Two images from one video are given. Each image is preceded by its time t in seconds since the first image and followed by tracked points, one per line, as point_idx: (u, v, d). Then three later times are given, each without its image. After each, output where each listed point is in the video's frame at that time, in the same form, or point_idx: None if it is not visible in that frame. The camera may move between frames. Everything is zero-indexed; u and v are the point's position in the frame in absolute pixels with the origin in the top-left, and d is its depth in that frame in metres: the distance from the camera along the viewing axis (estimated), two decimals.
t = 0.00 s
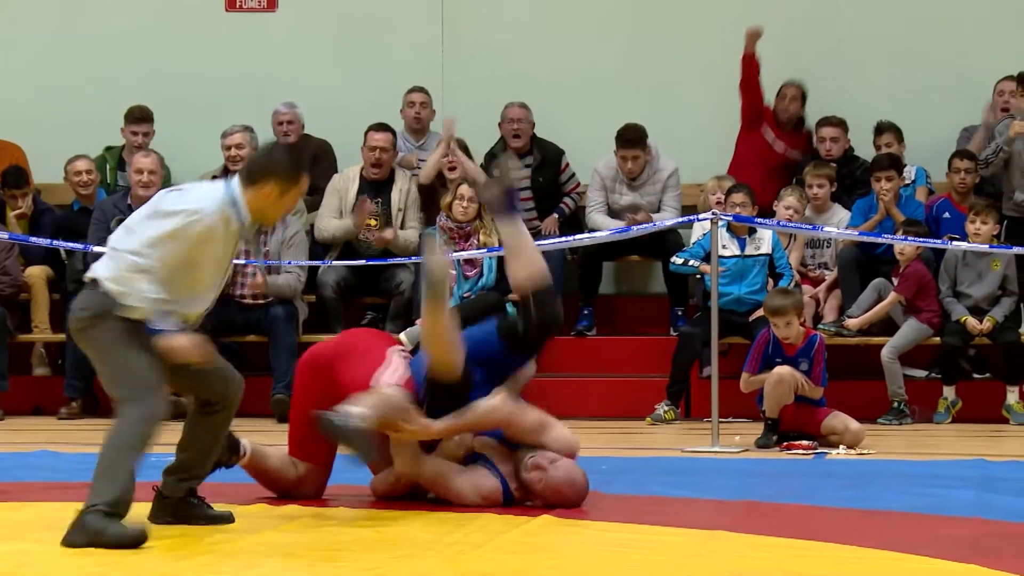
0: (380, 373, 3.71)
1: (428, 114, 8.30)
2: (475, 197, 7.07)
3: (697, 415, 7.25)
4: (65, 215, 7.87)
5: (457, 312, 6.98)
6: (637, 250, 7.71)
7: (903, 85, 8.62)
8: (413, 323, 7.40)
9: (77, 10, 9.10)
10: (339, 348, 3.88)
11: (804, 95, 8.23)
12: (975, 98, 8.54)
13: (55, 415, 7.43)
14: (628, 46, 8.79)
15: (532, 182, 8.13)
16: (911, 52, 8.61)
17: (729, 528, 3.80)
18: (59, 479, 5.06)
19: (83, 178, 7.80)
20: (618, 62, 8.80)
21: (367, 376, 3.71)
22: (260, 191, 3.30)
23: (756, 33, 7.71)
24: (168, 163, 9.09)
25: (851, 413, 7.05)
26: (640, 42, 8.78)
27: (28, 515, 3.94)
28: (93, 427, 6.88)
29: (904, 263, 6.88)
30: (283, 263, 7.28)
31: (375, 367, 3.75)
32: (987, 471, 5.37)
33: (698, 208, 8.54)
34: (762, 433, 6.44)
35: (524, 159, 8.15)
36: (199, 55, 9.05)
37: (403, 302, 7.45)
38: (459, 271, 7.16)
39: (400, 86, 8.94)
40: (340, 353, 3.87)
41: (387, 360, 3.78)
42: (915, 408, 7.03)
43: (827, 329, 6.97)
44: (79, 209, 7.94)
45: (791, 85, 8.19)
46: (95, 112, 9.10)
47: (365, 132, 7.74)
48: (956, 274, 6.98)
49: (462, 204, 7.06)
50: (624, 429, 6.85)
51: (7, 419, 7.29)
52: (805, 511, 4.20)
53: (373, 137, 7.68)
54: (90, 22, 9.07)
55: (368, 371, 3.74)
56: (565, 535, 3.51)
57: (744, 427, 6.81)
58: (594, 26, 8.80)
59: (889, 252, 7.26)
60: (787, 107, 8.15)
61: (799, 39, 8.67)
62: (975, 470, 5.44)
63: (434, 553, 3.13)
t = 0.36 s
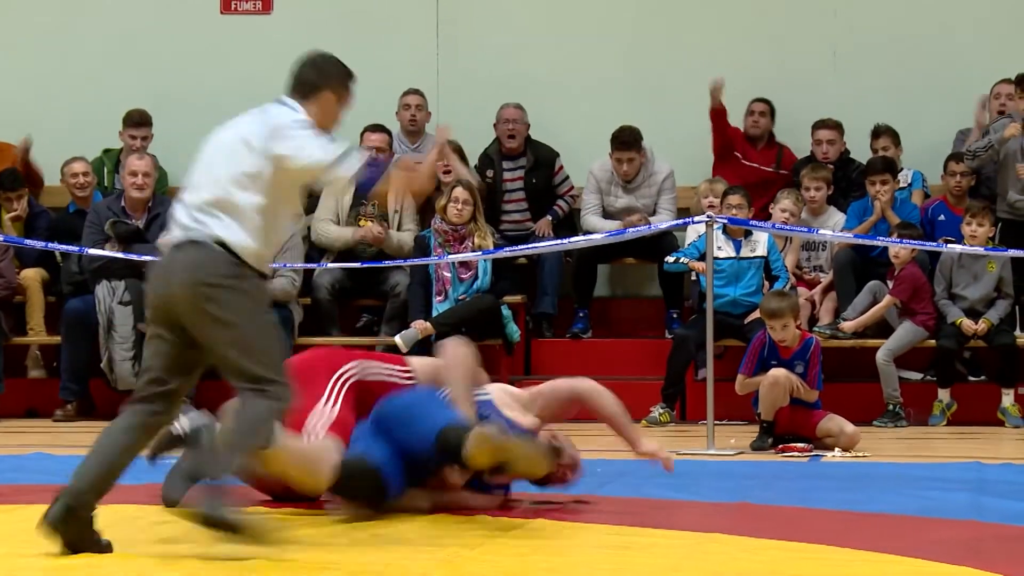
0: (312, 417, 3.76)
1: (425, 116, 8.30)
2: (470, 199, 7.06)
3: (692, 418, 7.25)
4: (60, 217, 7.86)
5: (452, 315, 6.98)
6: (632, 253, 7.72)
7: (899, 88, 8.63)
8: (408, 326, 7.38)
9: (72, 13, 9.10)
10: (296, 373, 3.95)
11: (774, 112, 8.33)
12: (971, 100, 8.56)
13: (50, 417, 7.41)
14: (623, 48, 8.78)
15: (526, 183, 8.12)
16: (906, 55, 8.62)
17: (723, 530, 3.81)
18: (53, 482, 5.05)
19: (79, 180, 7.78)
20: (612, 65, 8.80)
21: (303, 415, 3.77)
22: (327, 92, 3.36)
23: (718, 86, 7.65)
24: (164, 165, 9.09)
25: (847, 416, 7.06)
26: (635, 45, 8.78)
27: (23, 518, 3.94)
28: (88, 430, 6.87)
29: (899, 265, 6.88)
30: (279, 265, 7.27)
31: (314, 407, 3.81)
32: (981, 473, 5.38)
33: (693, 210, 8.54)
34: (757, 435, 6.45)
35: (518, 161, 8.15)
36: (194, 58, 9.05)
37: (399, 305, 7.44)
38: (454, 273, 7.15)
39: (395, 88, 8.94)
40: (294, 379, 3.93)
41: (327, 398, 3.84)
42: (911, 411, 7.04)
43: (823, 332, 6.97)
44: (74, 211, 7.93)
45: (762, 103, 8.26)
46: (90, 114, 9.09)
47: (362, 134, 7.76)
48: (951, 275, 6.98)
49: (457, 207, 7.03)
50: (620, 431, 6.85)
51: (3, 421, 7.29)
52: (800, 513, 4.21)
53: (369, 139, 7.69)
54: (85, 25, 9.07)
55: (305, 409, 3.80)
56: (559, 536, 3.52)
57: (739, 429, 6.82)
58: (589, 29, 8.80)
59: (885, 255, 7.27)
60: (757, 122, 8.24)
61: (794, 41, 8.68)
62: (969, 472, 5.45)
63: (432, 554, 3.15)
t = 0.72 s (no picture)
0: (279, 463, 3.59)
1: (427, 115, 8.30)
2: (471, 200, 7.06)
3: (693, 419, 7.25)
4: (60, 218, 7.85)
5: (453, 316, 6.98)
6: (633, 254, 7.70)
7: (899, 89, 8.63)
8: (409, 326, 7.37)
9: (73, 14, 9.09)
10: (254, 405, 3.60)
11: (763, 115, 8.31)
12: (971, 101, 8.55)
13: (51, 418, 7.41)
14: (623, 49, 8.79)
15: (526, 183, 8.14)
16: (907, 56, 8.62)
17: (724, 532, 3.80)
18: (52, 483, 5.04)
19: (79, 181, 7.78)
20: (613, 66, 8.80)
21: (271, 457, 3.60)
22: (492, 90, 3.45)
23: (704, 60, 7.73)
24: (164, 166, 9.09)
25: (848, 417, 7.05)
26: (636, 46, 8.78)
27: (23, 519, 3.94)
28: (89, 431, 6.87)
29: (900, 266, 6.87)
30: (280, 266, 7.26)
31: (276, 449, 3.57)
32: (982, 474, 5.38)
33: (694, 211, 8.54)
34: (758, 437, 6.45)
35: (519, 160, 8.17)
36: (195, 59, 9.05)
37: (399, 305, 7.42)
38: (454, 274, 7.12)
39: (396, 89, 8.94)
40: (253, 413, 3.60)
41: (282, 435, 3.54)
42: (911, 412, 7.03)
43: (824, 332, 6.96)
44: (75, 211, 7.93)
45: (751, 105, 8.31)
46: (90, 116, 9.09)
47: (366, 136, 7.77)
48: (953, 274, 6.96)
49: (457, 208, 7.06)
50: (622, 432, 6.84)
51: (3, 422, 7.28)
52: (801, 514, 4.20)
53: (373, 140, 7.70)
54: (85, 27, 9.08)
55: (269, 452, 3.59)
56: (561, 537, 3.52)
57: (739, 430, 6.81)
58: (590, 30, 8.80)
59: (885, 255, 7.27)
60: (748, 126, 8.23)
61: (794, 42, 8.68)
62: (970, 475, 5.45)
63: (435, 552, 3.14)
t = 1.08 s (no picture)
0: (301, 449, 3.70)
1: (430, 115, 8.30)
2: (472, 201, 7.06)
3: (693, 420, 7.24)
4: (61, 219, 7.85)
5: (454, 317, 6.99)
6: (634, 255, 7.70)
7: (900, 89, 8.63)
8: (409, 326, 7.37)
9: (75, 15, 9.10)
10: (300, 383, 3.71)
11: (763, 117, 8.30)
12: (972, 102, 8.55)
13: (52, 419, 7.40)
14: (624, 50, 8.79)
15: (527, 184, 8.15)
16: (908, 57, 8.62)
17: (726, 533, 3.80)
18: (54, 485, 5.04)
19: (79, 182, 7.78)
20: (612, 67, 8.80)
21: (298, 441, 3.71)
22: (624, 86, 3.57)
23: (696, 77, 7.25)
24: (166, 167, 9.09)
25: (849, 417, 7.04)
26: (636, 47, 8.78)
27: (25, 521, 3.94)
28: (89, 431, 6.87)
29: (900, 267, 6.85)
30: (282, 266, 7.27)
31: (306, 435, 3.69)
32: (982, 475, 5.38)
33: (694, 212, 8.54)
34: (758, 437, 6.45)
35: (518, 161, 8.21)
36: (196, 60, 9.06)
37: (397, 308, 7.35)
38: (455, 275, 7.11)
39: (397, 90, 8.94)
40: (296, 391, 3.71)
41: (316, 424, 3.66)
42: (912, 412, 7.02)
43: (825, 333, 6.96)
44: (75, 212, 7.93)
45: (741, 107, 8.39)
46: (90, 117, 9.09)
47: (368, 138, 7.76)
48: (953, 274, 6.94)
49: (458, 209, 7.06)
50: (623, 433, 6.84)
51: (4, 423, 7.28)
52: (803, 515, 4.20)
53: (375, 142, 7.71)
54: (85, 28, 9.09)
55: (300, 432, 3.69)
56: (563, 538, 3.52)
57: (741, 431, 6.81)
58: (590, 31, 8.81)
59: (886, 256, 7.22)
60: (750, 126, 8.21)
61: (795, 43, 8.68)
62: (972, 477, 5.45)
63: (436, 553, 3.15)
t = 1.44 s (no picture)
0: (317, 445, 3.66)
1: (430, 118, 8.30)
2: (472, 202, 7.05)
3: (694, 421, 7.22)
4: (61, 220, 7.85)
5: (455, 318, 7.00)
6: (633, 256, 7.69)
7: (899, 90, 8.63)
8: (409, 326, 7.35)
9: (75, 16, 9.10)
10: (320, 377, 3.72)
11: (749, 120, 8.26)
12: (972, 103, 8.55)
13: (53, 420, 7.39)
14: (625, 50, 8.80)
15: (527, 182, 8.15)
16: (908, 58, 8.63)
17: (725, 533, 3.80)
18: (54, 485, 5.04)
19: (76, 180, 7.86)
20: (613, 69, 8.81)
21: (315, 437, 3.67)
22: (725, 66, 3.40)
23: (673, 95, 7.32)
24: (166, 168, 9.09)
25: (850, 418, 7.02)
26: (636, 48, 8.79)
27: (25, 521, 3.93)
28: (89, 432, 6.86)
29: (901, 268, 6.80)
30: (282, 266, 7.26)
31: (325, 430, 3.66)
32: (983, 476, 5.37)
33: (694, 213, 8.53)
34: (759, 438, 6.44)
35: (517, 160, 8.21)
36: (197, 61, 9.06)
37: (397, 309, 7.35)
38: (455, 276, 7.10)
39: (397, 90, 8.94)
40: (317, 385, 3.71)
41: (338, 416, 3.65)
42: (912, 413, 7.00)
43: (825, 334, 6.88)
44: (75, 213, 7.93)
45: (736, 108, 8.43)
46: (91, 117, 9.09)
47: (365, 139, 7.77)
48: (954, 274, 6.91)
49: (458, 209, 7.05)
50: (623, 434, 6.83)
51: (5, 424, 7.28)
52: (803, 515, 4.19)
53: (373, 141, 7.69)
54: (86, 28, 9.09)
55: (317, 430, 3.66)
56: (563, 538, 3.52)
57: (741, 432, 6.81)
58: (591, 32, 8.82)
59: (886, 258, 7.18)
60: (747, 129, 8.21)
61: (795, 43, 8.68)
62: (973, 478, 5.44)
63: (438, 555, 3.14)
